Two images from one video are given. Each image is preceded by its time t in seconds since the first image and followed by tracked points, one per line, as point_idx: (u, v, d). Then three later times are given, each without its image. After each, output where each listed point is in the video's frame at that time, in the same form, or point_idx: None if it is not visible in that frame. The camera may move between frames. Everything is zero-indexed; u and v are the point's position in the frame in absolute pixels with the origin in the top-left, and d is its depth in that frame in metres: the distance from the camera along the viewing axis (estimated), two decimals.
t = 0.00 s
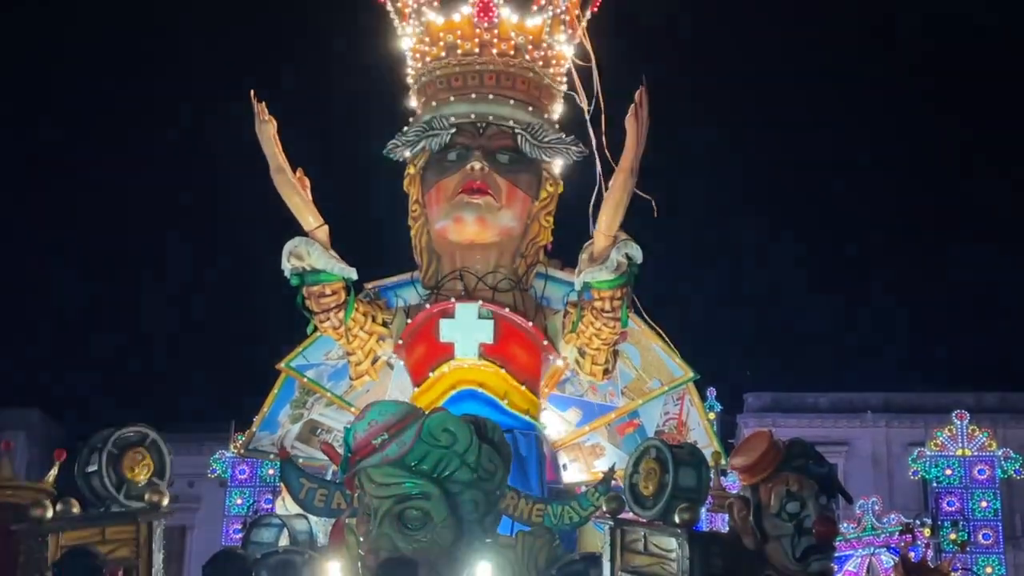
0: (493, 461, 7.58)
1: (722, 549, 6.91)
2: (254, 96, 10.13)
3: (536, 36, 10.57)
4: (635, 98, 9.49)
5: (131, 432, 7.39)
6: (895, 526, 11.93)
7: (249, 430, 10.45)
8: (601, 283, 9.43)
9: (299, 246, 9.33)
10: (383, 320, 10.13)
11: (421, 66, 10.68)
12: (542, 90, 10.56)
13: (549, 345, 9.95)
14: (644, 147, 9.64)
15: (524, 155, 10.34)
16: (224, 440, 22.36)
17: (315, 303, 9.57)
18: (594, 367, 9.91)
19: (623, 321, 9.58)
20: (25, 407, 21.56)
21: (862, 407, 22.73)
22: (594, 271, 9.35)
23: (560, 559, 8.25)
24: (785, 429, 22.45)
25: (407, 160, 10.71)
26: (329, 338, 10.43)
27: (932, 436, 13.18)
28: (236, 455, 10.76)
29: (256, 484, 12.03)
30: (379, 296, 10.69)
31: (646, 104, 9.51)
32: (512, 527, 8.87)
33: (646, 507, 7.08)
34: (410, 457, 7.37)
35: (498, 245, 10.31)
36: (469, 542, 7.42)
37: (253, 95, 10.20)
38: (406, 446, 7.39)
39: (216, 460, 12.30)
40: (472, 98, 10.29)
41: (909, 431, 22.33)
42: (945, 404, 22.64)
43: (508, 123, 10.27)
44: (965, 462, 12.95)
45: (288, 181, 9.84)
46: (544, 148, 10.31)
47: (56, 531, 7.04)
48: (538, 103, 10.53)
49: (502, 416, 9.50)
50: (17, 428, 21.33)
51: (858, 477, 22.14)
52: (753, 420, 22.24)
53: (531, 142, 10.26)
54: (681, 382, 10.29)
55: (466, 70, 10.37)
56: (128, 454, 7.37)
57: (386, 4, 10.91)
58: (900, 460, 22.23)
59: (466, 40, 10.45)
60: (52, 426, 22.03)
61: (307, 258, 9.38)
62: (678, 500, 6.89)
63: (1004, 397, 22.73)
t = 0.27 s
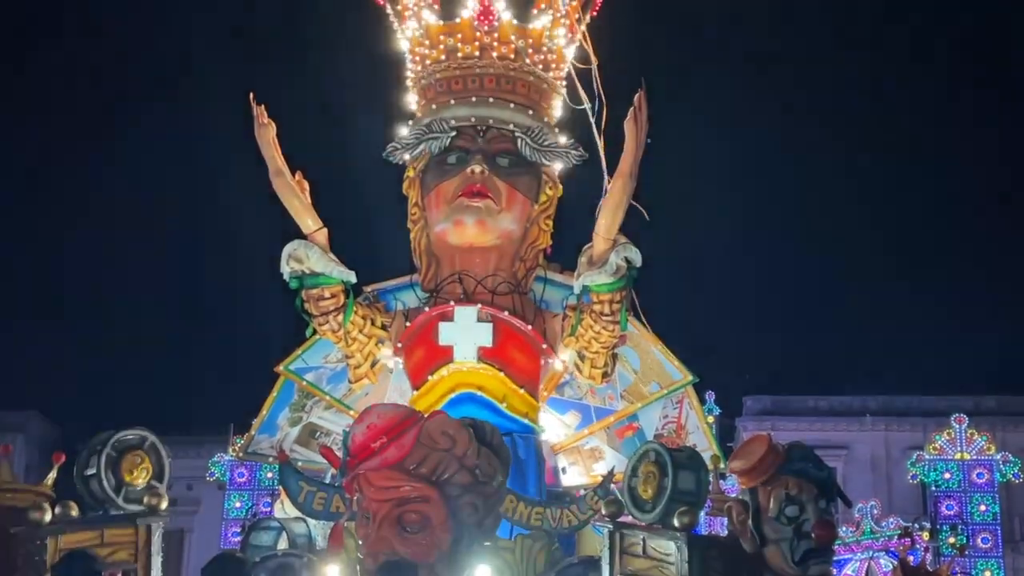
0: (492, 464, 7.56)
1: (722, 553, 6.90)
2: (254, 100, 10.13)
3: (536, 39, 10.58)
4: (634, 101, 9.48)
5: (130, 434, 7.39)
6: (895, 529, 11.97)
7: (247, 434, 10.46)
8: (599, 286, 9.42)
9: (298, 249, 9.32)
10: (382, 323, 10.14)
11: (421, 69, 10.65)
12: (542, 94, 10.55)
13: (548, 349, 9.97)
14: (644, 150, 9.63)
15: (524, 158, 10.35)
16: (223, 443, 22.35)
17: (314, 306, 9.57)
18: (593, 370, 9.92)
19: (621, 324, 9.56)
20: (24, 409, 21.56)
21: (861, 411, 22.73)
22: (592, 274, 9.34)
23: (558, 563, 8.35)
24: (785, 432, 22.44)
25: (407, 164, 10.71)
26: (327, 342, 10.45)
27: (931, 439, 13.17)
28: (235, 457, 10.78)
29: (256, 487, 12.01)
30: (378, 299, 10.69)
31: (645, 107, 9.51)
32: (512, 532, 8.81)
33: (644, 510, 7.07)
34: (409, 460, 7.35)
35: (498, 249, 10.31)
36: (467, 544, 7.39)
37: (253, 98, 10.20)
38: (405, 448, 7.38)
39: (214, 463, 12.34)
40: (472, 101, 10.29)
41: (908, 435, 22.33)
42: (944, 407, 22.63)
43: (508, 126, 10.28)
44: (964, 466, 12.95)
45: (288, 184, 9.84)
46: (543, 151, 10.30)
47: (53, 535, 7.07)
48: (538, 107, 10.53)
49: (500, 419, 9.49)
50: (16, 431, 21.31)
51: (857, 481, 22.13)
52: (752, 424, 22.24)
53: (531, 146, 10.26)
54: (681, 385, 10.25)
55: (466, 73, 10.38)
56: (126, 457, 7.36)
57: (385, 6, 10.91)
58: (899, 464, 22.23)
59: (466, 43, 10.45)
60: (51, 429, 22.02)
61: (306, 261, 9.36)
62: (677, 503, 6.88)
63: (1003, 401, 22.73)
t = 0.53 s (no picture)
0: (490, 469, 7.57)
1: (721, 557, 6.92)
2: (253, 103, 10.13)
3: (535, 43, 10.62)
4: (633, 104, 9.48)
5: (128, 438, 7.39)
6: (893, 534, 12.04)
7: (246, 437, 10.45)
8: (598, 290, 9.41)
9: (297, 252, 9.31)
10: (382, 327, 10.21)
11: (420, 72, 10.61)
12: (541, 98, 10.56)
13: (545, 353, 9.95)
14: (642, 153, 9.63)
15: (524, 162, 10.35)
16: (221, 447, 22.33)
17: (313, 309, 9.57)
18: (592, 374, 9.92)
19: (619, 327, 9.57)
20: (22, 413, 21.54)
21: (860, 415, 22.74)
22: (591, 278, 9.34)
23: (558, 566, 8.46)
24: (783, 436, 22.44)
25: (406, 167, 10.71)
26: (325, 345, 10.53)
27: (929, 444, 13.19)
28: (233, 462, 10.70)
29: (254, 491, 12.02)
30: (377, 302, 10.66)
31: (644, 110, 9.51)
32: (511, 535, 8.83)
33: (642, 514, 7.06)
34: (408, 464, 7.32)
35: (497, 252, 10.32)
36: (465, 549, 7.38)
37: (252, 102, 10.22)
38: (403, 452, 7.33)
39: (212, 466, 12.41)
40: (472, 105, 10.33)
41: (907, 439, 22.33)
42: (942, 411, 22.64)
43: (507, 130, 10.31)
44: (963, 470, 12.96)
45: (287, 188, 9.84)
46: (543, 155, 10.31)
47: (51, 538, 7.13)
48: (537, 111, 10.55)
49: (499, 423, 9.50)
50: (14, 435, 21.30)
51: (856, 485, 22.13)
52: (751, 428, 22.25)
53: (531, 149, 10.27)
54: (679, 389, 10.36)
55: (466, 77, 10.41)
56: (124, 461, 7.35)
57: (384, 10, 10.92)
58: (897, 468, 22.23)
59: (466, 47, 10.45)
60: (49, 432, 22.00)
61: (305, 265, 9.35)
62: (675, 508, 6.86)
63: (1001, 405, 22.74)
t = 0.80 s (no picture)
0: (491, 471, 7.50)
1: (719, 559, 6.93)
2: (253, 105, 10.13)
3: (535, 46, 10.63)
4: (633, 107, 9.49)
5: (127, 440, 7.36)
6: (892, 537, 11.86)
7: (245, 440, 10.43)
8: (597, 292, 9.42)
9: (296, 254, 9.32)
10: (382, 329, 10.21)
11: (421, 74, 10.60)
12: (541, 100, 10.57)
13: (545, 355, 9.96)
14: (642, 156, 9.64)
15: (523, 164, 10.32)
16: (221, 449, 22.32)
17: (312, 311, 9.56)
18: (592, 376, 9.91)
19: (619, 329, 9.57)
20: (21, 415, 21.54)
21: (859, 418, 22.73)
22: (590, 281, 9.34)
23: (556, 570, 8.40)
24: (783, 439, 22.43)
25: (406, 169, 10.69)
26: (325, 347, 10.55)
27: (929, 446, 13.18)
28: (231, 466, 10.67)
29: (253, 493, 12.01)
30: (377, 305, 10.62)
31: (644, 113, 9.52)
32: (509, 536, 8.88)
33: (642, 517, 7.07)
34: (407, 467, 7.29)
35: (497, 255, 10.31)
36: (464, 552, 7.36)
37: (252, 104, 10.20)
38: (402, 455, 7.30)
39: (212, 467, 12.46)
40: (472, 107, 10.35)
41: (907, 442, 22.32)
42: (942, 414, 22.64)
43: (508, 132, 10.31)
44: (962, 473, 12.96)
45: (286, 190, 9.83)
46: (542, 157, 10.26)
47: (50, 540, 7.07)
48: (537, 114, 10.57)
49: (498, 425, 9.49)
50: (13, 437, 21.29)
51: (855, 488, 22.13)
52: (750, 431, 22.25)
53: (531, 152, 10.23)
54: (679, 392, 10.36)
55: (467, 79, 10.40)
56: (123, 463, 7.35)
57: (384, 12, 10.86)
58: (897, 470, 22.22)
59: (466, 50, 10.45)
60: (47, 434, 21.98)
61: (305, 267, 9.35)
62: (674, 510, 6.86)
63: (1001, 407, 22.73)
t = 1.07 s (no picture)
0: (491, 474, 7.44)
1: (718, 563, 6.94)
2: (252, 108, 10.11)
3: (536, 49, 10.64)
4: (633, 110, 9.49)
5: (126, 443, 7.38)
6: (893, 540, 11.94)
7: (246, 442, 10.47)
8: (597, 295, 9.42)
9: (296, 257, 9.32)
10: (382, 332, 10.21)
11: (421, 77, 10.66)
12: (541, 104, 10.59)
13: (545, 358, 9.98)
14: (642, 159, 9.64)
15: (523, 168, 10.33)
16: (221, 452, 22.31)
17: (312, 314, 9.55)
18: (592, 379, 9.92)
19: (619, 332, 9.57)
20: (21, 418, 21.54)
21: (860, 421, 22.72)
22: (590, 284, 9.34)
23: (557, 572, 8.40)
24: (783, 442, 22.43)
25: (406, 172, 10.71)
26: (325, 350, 10.54)
27: (929, 450, 13.19)
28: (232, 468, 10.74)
29: (253, 497, 12.00)
30: (376, 308, 10.64)
31: (643, 117, 9.52)
32: (509, 539, 8.91)
33: (642, 520, 7.05)
34: (407, 469, 7.20)
35: (497, 258, 10.29)
36: (464, 556, 7.21)
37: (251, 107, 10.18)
38: (402, 458, 7.24)
39: (212, 471, 12.45)
40: (473, 111, 10.34)
41: (907, 445, 22.31)
42: (942, 417, 22.63)
43: (508, 135, 10.34)
44: (963, 476, 12.95)
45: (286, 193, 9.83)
46: (543, 161, 10.29)
47: (50, 542, 7.05)
48: (537, 117, 10.58)
49: (499, 428, 9.43)
50: (13, 440, 21.30)
51: (855, 491, 22.12)
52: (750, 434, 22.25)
53: (532, 155, 10.25)
54: (678, 395, 10.33)
55: (467, 82, 10.37)
56: (123, 466, 7.35)
57: (384, 14, 10.91)
58: (897, 474, 22.21)
59: (467, 52, 10.45)
60: (47, 436, 21.99)
61: (304, 270, 9.35)
62: (675, 513, 6.86)
63: (1001, 411, 22.73)
